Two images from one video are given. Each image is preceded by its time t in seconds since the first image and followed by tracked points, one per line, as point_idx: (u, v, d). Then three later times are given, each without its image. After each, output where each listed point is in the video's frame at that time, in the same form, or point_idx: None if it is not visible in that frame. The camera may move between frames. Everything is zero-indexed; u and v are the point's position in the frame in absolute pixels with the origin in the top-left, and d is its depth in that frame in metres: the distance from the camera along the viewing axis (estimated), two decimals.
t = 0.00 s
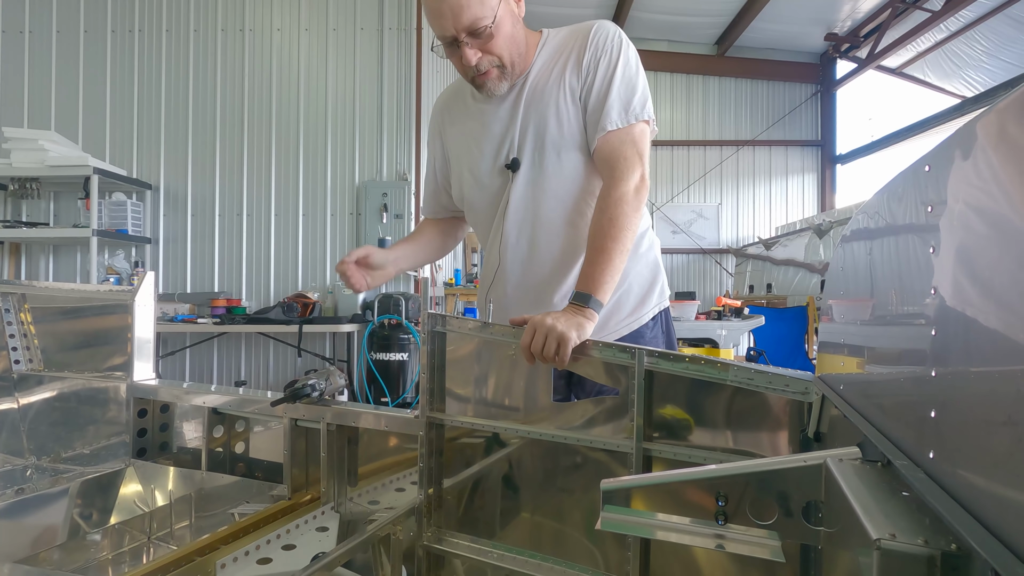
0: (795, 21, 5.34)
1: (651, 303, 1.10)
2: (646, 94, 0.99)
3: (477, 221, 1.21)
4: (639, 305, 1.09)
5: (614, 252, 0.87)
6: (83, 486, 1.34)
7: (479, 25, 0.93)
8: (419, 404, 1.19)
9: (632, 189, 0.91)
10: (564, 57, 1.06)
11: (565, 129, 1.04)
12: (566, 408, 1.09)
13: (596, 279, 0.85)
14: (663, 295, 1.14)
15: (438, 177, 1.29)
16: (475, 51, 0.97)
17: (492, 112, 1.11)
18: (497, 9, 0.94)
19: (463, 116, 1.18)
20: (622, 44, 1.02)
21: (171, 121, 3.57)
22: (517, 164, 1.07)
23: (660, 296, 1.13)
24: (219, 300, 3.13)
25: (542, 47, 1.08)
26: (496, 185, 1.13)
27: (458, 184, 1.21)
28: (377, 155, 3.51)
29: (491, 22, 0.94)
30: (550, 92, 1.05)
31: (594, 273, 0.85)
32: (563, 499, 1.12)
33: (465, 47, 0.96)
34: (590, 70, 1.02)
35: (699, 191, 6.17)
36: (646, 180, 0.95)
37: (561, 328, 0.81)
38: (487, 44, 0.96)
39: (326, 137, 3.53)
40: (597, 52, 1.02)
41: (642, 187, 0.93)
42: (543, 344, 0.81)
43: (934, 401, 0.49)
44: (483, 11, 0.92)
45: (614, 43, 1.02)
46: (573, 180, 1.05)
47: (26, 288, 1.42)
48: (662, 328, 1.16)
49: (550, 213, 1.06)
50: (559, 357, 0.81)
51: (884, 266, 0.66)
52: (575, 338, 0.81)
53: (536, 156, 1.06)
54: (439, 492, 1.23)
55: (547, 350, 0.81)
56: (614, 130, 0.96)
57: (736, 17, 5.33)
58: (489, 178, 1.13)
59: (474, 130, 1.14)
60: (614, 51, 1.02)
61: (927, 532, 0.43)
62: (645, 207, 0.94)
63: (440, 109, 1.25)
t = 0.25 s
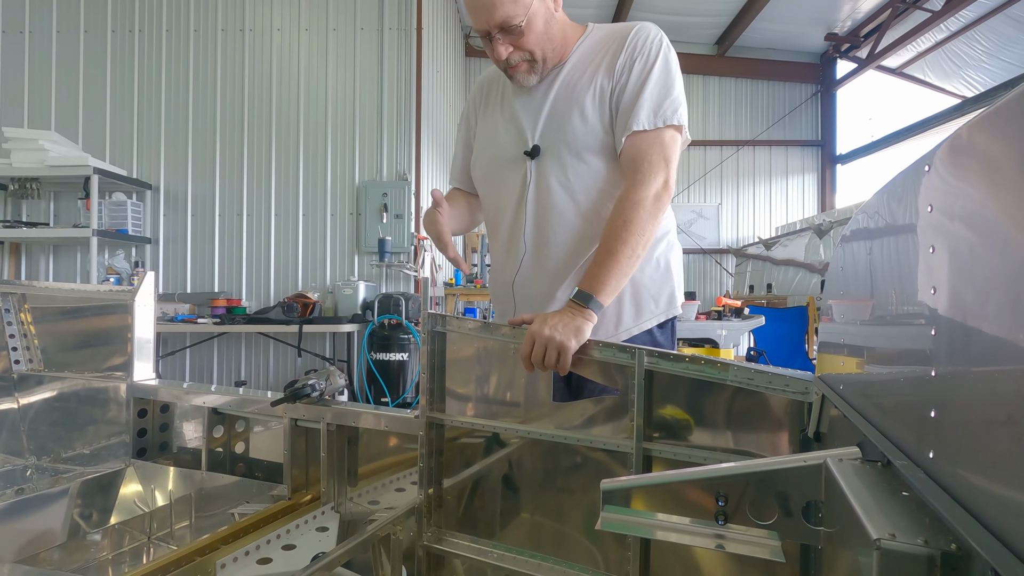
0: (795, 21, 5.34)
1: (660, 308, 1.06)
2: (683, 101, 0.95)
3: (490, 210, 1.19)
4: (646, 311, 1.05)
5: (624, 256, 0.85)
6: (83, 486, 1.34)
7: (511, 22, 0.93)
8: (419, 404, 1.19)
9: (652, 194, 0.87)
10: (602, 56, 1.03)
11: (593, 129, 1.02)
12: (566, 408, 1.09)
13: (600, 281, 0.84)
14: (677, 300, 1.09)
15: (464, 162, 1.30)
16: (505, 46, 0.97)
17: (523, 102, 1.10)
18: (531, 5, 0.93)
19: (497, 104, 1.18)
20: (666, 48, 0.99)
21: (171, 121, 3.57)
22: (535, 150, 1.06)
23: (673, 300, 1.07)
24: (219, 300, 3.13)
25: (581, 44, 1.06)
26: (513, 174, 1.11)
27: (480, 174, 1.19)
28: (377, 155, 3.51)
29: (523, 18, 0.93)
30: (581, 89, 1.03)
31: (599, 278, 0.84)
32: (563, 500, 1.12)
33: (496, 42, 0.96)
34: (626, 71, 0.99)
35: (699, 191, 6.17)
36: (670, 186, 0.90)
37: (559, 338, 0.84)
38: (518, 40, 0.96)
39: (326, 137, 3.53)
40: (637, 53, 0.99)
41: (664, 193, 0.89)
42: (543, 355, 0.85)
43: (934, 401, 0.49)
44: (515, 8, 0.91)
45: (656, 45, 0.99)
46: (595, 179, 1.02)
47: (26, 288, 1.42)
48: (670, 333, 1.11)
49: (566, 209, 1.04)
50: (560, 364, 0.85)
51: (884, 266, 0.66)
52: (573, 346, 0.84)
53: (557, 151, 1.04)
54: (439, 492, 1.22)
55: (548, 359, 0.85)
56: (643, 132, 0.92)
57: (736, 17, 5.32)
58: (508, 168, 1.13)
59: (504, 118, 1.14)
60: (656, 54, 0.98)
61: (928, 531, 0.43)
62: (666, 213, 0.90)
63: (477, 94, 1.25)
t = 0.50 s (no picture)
0: (795, 21, 5.34)
1: (675, 309, 1.02)
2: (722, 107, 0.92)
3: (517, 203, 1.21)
4: (658, 312, 1.02)
5: (638, 265, 0.85)
6: (83, 486, 1.34)
7: (544, 12, 0.92)
8: (419, 404, 1.19)
9: (674, 206, 0.86)
10: (636, 55, 1.00)
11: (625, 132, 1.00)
12: (567, 408, 1.09)
13: (610, 288, 0.84)
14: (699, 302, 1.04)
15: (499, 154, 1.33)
16: (537, 36, 0.96)
17: (555, 96, 1.10)
18: None
19: (532, 95, 1.19)
20: (705, 53, 0.96)
21: (171, 121, 3.57)
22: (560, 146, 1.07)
23: (693, 302, 1.03)
24: (219, 300, 3.13)
25: (617, 42, 1.04)
26: (540, 168, 1.13)
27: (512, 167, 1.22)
28: (377, 155, 3.51)
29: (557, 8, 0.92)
30: (613, 88, 1.01)
31: (605, 283, 0.84)
32: (563, 500, 1.12)
33: (529, 31, 0.96)
34: (660, 72, 0.96)
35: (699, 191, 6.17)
36: (695, 198, 0.89)
37: (558, 340, 0.84)
38: (551, 30, 0.95)
39: (326, 137, 3.53)
40: (674, 55, 0.96)
41: (688, 203, 0.88)
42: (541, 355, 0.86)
43: (934, 401, 0.49)
44: None
45: (694, 49, 0.96)
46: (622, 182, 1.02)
47: (26, 288, 1.42)
48: (688, 335, 1.06)
49: (588, 209, 1.04)
50: (558, 365, 0.85)
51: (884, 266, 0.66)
52: (571, 348, 0.84)
53: (584, 152, 1.04)
54: (439, 492, 1.22)
55: (546, 360, 0.85)
56: (673, 141, 0.90)
57: (736, 17, 5.32)
58: (536, 162, 1.14)
59: (536, 112, 1.15)
60: (694, 57, 0.95)
61: (927, 532, 0.43)
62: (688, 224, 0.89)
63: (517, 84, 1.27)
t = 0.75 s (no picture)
0: (796, 21, 5.34)
1: (673, 311, 0.99)
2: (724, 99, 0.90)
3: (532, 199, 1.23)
4: (654, 313, 0.99)
5: (637, 264, 0.85)
6: (83, 486, 1.34)
7: (549, 12, 0.92)
8: (419, 405, 1.19)
9: (672, 203, 0.86)
10: (639, 50, 1.00)
11: (628, 128, 1.01)
12: (566, 407, 1.10)
13: (609, 288, 0.85)
14: (700, 304, 1.00)
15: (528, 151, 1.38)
16: (544, 34, 0.97)
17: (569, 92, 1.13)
18: None
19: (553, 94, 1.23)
20: (708, 45, 0.94)
21: (171, 121, 3.57)
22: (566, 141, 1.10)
23: (694, 304, 0.99)
24: (219, 300, 3.13)
25: (627, 37, 1.03)
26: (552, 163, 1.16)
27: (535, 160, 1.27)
28: (377, 155, 3.51)
29: (562, 8, 0.92)
30: (616, 84, 1.02)
31: (604, 282, 0.85)
32: (563, 499, 1.12)
33: (535, 30, 0.96)
34: (658, 65, 0.95)
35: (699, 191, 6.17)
36: (695, 193, 0.88)
37: (555, 341, 0.86)
38: (556, 29, 0.96)
39: (326, 137, 3.53)
40: (674, 49, 0.94)
41: (687, 199, 0.87)
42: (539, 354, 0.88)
43: (933, 401, 0.49)
44: None
45: (695, 42, 0.94)
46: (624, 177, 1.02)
47: (26, 288, 1.42)
48: (687, 338, 1.03)
49: (588, 202, 1.05)
50: (555, 364, 0.87)
51: (883, 267, 0.66)
52: (569, 349, 0.86)
53: (588, 146, 1.06)
54: (439, 492, 1.22)
55: (544, 359, 0.87)
56: (671, 136, 0.88)
57: (736, 17, 5.33)
58: (550, 155, 1.18)
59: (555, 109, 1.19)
60: (695, 49, 0.93)
61: (928, 531, 0.43)
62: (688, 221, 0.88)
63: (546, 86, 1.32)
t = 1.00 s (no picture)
0: (795, 21, 5.34)
1: (639, 308, 1.01)
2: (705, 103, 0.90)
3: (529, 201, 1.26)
4: (622, 310, 1.02)
5: (640, 259, 0.85)
6: (82, 486, 1.34)
7: (545, 15, 0.96)
8: (419, 405, 1.19)
9: (676, 199, 0.86)
10: (621, 59, 1.01)
11: (610, 133, 1.02)
12: (566, 407, 1.10)
13: (612, 283, 0.85)
14: (667, 303, 1.01)
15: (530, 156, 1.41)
16: (540, 37, 1.01)
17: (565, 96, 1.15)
18: None
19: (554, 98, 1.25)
20: (687, 53, 0.94)
21: (171, 121, 3.57)
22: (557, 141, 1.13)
23: (661, 302, 1.01)
24: (219, 300, 3.13)
25: (615, 45, 1.04)
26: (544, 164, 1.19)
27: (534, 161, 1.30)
28: (377, 155, 3.51)
29: (557, 10, 0.96)
30: (600, 91, 1.03)
31: (608, 278, 0.85)
32: (563, 499, 1.12)
33: (533, 32, 1.00)
34: (639, 73, 0.95)
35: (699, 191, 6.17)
36: (697, 191, 0.89)
37: (552, 325, 0.85)
38: (551, 32, 0.99)
39: (326, 136, 3.53)
40: (654, 58, 0.95)
41: (690, 197, 0.88)
42: (530, 331, 0.86)
43: (934, 401, 0.49)
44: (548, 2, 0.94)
45: (675, 50, 0.94)
46: (608, 181, 1.02)
47: (26, 288, 1.42)
48: (655, 335, 1.04)
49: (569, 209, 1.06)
50: (542, 347, 0.86)
51: (884, 267, 0.66)
52: (560, 340, 0.86)
53: (572, 152, 1.07)
54: (439, 492, 1.22)
55: (535, 341, 0.86)
56: (669, 135, 0.89)
57: (736, 17, 5.33)
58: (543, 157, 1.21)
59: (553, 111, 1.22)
60: (675, 56, 0.94)
61: (928, 531, 0.43)
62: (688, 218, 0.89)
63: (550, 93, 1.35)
